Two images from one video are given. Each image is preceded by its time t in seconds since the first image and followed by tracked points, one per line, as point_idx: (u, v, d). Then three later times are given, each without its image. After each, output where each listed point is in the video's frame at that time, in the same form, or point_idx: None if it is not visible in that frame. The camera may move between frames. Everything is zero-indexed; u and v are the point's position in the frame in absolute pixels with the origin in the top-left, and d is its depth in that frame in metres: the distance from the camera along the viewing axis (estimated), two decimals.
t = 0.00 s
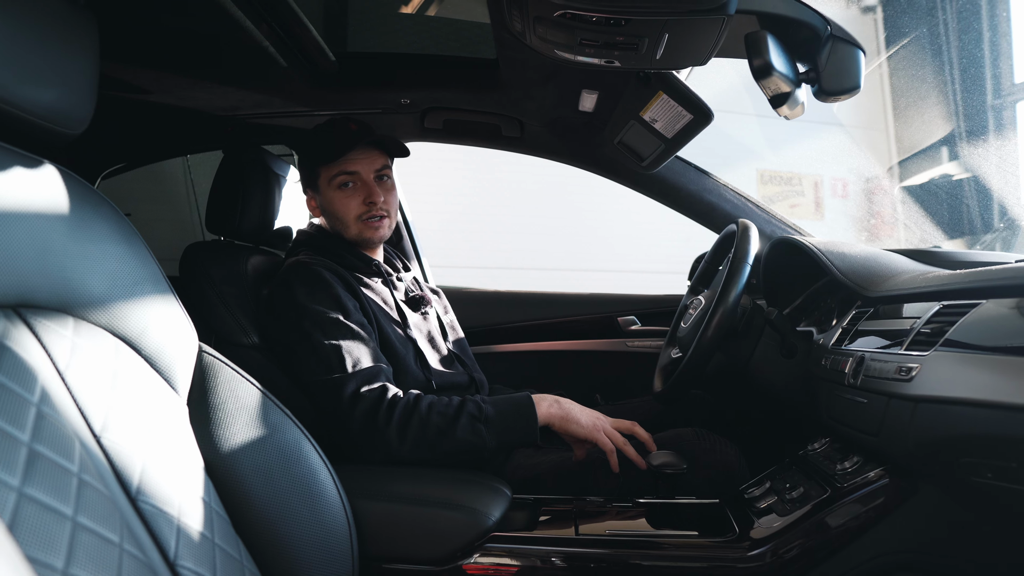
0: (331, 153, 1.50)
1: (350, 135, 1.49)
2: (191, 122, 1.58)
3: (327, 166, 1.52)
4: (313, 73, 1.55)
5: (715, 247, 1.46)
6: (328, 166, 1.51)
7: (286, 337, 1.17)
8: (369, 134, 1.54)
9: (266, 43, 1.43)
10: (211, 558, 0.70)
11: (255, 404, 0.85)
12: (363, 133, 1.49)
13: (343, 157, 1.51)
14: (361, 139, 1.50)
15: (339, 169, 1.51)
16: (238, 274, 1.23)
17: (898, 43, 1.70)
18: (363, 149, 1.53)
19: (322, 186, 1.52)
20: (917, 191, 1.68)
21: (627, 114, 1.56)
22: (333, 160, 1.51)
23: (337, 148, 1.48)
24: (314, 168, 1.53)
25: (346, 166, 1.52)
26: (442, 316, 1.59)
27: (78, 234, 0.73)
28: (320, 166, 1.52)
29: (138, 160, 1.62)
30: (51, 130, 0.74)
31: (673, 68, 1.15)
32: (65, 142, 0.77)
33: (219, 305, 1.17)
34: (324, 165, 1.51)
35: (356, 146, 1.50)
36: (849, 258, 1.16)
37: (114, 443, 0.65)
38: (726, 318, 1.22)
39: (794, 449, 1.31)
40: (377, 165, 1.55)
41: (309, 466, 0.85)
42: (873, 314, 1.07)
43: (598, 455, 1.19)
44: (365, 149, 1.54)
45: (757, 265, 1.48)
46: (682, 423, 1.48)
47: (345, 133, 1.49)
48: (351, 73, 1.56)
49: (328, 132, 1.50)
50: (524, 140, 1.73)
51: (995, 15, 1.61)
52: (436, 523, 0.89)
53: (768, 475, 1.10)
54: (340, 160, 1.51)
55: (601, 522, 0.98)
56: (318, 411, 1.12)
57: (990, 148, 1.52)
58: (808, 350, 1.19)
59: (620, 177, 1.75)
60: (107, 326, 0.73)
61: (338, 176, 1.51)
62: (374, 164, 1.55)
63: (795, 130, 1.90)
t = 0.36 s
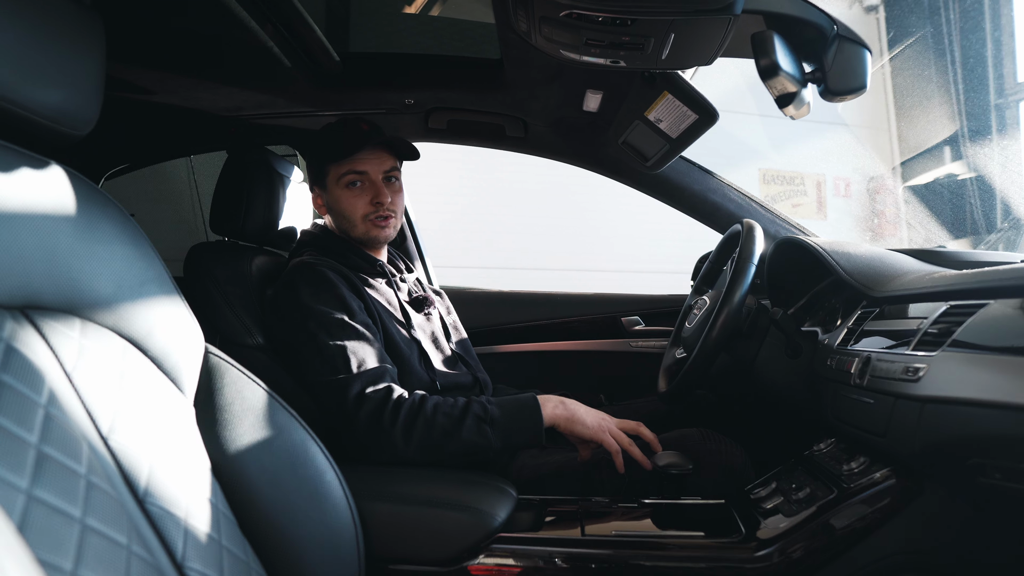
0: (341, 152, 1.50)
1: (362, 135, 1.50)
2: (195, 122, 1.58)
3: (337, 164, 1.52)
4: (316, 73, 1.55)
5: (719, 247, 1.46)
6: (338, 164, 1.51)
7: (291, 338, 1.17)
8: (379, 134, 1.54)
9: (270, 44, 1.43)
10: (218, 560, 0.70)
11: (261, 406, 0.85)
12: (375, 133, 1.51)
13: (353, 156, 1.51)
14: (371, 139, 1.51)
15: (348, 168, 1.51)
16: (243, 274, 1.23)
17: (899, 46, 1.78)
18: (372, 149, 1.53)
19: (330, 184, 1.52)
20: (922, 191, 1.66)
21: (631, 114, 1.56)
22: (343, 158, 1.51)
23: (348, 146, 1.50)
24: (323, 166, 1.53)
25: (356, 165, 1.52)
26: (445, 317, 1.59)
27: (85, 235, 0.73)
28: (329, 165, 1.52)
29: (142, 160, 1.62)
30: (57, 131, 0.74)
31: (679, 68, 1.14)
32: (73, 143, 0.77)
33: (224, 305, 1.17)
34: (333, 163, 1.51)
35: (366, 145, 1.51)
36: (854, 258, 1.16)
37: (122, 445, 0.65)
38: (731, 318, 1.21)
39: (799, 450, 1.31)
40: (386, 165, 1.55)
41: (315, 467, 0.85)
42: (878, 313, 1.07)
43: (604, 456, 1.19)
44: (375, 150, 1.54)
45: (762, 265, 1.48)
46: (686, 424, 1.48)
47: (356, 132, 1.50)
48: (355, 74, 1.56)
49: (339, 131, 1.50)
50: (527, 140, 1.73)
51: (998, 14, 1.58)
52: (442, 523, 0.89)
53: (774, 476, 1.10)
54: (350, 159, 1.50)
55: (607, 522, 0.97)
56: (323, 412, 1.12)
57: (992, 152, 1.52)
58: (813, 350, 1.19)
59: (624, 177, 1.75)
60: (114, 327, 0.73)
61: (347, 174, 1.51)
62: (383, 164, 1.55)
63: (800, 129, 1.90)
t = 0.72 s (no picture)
0: (347, 156, 1.49)
1: (368, 140, 1.49)
2: (196, 124, 1.58)
3: (341, 167, 1.51)
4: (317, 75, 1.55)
5: (719, 249, 1.46)
6: (343, 167, 1.51)
7: (292, 339, 1.17)
8: (384, 138, 1.54)
9: (271, 46, 1.43)
10: (220, 561, 0.70)
11: (263, 408, 0.85)
12: (379, 137, 1.50)
13: (359, 160, 1.50)
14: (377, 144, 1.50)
15: (353, 172, 1.51)
16: (244, 276, 1.24)
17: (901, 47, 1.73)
18: (378, 153, 1.53)
19: (334, 187, 1.52)
20: (924, 194, 1.72)
21: (631, 116, 1.56)
22: (348, 162, 1.50)
23: (354, 151, 1.49)
24: (327, 169, 1.52)
25: (360, 170, 1.51)
26: (446, 319, 1.59)
27: (87, 239, 0.73)
28: (333, 167, 1.52)
29: (144, 162, 1.63)
30: (58, 135, 0.74)
31: (679, 71, 1.15)
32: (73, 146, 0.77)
33: (226, 307, 1.17)
34: (338, 166, 1.51)
35: (372, 150, 1.50)
36: (854, 260, 1.16)
37: (124, 447, 0.66)
38: (731, 320, 1.22)
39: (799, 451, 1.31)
40: (390, 170, 1.55)
41: (316, 469, 0.85)
42: (878, 315, 1.07)
43: (604, 457, 1.19)
44: (380, 154, 1.54)
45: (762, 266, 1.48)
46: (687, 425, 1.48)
47: (362, 136, 1.49)
48: (356, 76, 1.56)
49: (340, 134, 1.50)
50: (528, 142, 1.74)
51: (998, 17, 1.52)
52: (443, 525, 0.89)
53: (773, 478, 1.10)
54: (355, 163, 1.50)
55: (607, 524, 0.98)
56: (324, 414, 1.12)
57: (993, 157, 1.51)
58: (813, 351, 1.20)
59: (625, 179, 1.75)
60: (115, 330, 0.73)
61: (352, 178, 1.51)
62: (387, 169, 1.55)
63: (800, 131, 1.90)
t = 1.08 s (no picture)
0: (362, 154, 1.50)
1: (384, 138, 1.51)
2: (195, 124, 1.58)
3: (353, 165, 1.51)
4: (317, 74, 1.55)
5: (718, 248, 1.46)
6: (355, 165, 1.51)
7: (290, 338, 1.17)
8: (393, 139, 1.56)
9: (269, 46, 1.43)
10: (216, 559, 0.70)
11: (259, 406, 0.86)
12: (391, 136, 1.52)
13: (373, 159, 1.51)
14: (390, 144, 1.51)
15: (366, 170, 1.52)
16: (243, 275, 1.24)
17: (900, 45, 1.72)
18: (389, 152, 1.55)
19: (345, 184, 1.51)
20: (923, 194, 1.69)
21: (630, 115, 1.56)
22: (362, 160, 1.50)
23: (369, 149, 1.49)
24: (337, 166, 1.51)
25: (373, 168, 1.52)
26: (444, 318, 1.59)
27: (83, 237, 0.73)
28: (344, 165, 1.51)
29: (143, 161, 1.63)
30: (55, 133, 0.74)
31: (677, 69, 1.14)
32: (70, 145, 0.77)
33: (223, 306, 1.18)
34: (350, 164, 1.51)
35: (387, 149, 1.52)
36: (853, 259, 1.16)
37: (119, 445, 0.65)
38: (730, 319, 1.21)
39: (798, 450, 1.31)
40: (399, 169, 1.58)
41: (313, 467, 0.85)
42: (877, 314, 1.07)
43: (601, 456, 1.18)
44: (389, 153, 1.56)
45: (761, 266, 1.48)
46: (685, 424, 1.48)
47: (373, 135, 1.50)
48: (355, 75, 1.56)
49: (342, 133, 1.50)
50: (527, 141, 1.74)
51: (998, 14, 1.55)
52: (440, 523, 0.89)
53: (772, 476, 1.10)
54: (369, 161, 1.51)
55: (603, 523, 0.98)
56: (322, 412, 1.12)
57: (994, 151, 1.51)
58: (812, 350, 1.19)
59: (624, 177, 1.75)
60: (111, 328, 0.73)
61: (364, 176, 1.51)
62: (396, 168, 1.57)
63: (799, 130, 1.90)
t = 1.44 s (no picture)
0: (369, 154, 1.49)
1: (391, 140, 1.50)
2: (191, 123, 1.58)
3: (358, 163, 1.51)
4: (311, 74, 1.55)
5: (714, 247, 1.46)
6: (361, 164, 1.50)
7: (283, 337, 1.17)
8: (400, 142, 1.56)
9: (264, 45, 1.43)
10: (203, 559, 0.70)
11: (250, 405, 0.85)
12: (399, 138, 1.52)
13: (379, 159, 1.50)
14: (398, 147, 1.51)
15: (370, 170, 1.51)
16: (237, 274, 1.24)
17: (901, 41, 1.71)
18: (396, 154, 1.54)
19: (348, 181, 1.50)
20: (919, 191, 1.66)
21: (625, 114, 1.56)
22: (368, 160, 1.50)
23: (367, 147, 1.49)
24: (342, 162, 1.51)
25: (378, 168, 1.52)
26: (438, 318, 1.59)
27: (71, 235, 0.73)
28: (350, 162, 1.50)
29: (138, 160, 1.63)
30: (44, 132, 0.74)
31: (670, 67, 1.14)
32: (60, 144, 0.77)
33: (217, 304, 1.18)
34: (356, 162, 1.50)
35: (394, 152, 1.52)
36: (847, 257, 1.15)
37: (106, 444, 0.65)
38: (724, 318, 1.21)
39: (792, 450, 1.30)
40: (403, 172, 1.57)
41: (303, 467, 0.85)
42: (871, 313, 1.06)
43: (594, 456, 1.18)
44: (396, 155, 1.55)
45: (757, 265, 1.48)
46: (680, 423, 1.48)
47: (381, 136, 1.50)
48: (350, 75, 1.56)
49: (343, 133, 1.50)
50: (522, 140, 1.74)
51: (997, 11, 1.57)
52: (431, 523, 0.89)
53: (765, 476, 1.10)
54: (375, 161, 1.50)
55: (595, 523, 0.97)
56: (315, 411, 1.12)
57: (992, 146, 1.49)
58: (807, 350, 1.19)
59: (620, 176, 1.75)
60: (100, 327, 0.73)
61: (369, 176, 1.51)
62: (401, 171, 1.57)
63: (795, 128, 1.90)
